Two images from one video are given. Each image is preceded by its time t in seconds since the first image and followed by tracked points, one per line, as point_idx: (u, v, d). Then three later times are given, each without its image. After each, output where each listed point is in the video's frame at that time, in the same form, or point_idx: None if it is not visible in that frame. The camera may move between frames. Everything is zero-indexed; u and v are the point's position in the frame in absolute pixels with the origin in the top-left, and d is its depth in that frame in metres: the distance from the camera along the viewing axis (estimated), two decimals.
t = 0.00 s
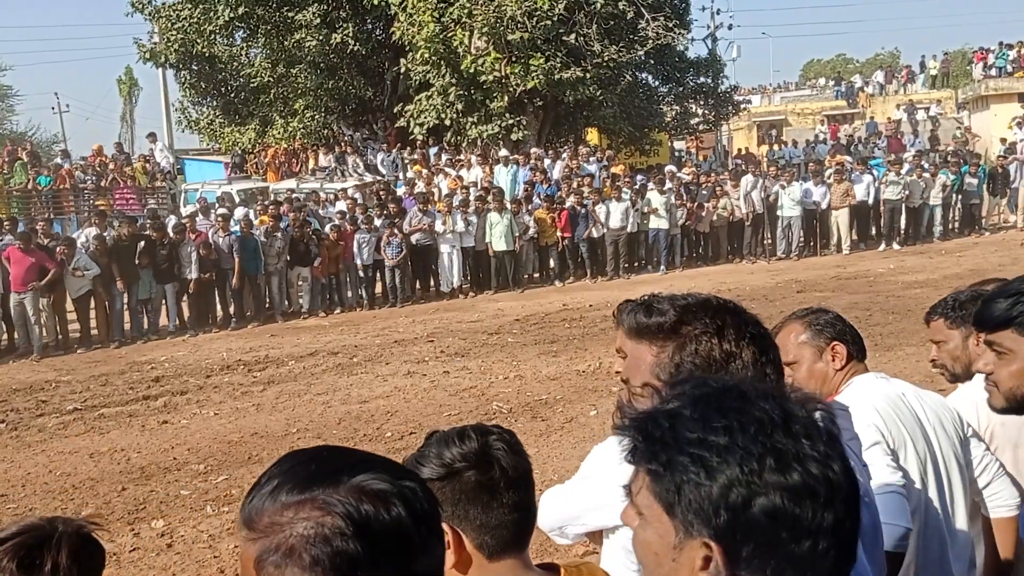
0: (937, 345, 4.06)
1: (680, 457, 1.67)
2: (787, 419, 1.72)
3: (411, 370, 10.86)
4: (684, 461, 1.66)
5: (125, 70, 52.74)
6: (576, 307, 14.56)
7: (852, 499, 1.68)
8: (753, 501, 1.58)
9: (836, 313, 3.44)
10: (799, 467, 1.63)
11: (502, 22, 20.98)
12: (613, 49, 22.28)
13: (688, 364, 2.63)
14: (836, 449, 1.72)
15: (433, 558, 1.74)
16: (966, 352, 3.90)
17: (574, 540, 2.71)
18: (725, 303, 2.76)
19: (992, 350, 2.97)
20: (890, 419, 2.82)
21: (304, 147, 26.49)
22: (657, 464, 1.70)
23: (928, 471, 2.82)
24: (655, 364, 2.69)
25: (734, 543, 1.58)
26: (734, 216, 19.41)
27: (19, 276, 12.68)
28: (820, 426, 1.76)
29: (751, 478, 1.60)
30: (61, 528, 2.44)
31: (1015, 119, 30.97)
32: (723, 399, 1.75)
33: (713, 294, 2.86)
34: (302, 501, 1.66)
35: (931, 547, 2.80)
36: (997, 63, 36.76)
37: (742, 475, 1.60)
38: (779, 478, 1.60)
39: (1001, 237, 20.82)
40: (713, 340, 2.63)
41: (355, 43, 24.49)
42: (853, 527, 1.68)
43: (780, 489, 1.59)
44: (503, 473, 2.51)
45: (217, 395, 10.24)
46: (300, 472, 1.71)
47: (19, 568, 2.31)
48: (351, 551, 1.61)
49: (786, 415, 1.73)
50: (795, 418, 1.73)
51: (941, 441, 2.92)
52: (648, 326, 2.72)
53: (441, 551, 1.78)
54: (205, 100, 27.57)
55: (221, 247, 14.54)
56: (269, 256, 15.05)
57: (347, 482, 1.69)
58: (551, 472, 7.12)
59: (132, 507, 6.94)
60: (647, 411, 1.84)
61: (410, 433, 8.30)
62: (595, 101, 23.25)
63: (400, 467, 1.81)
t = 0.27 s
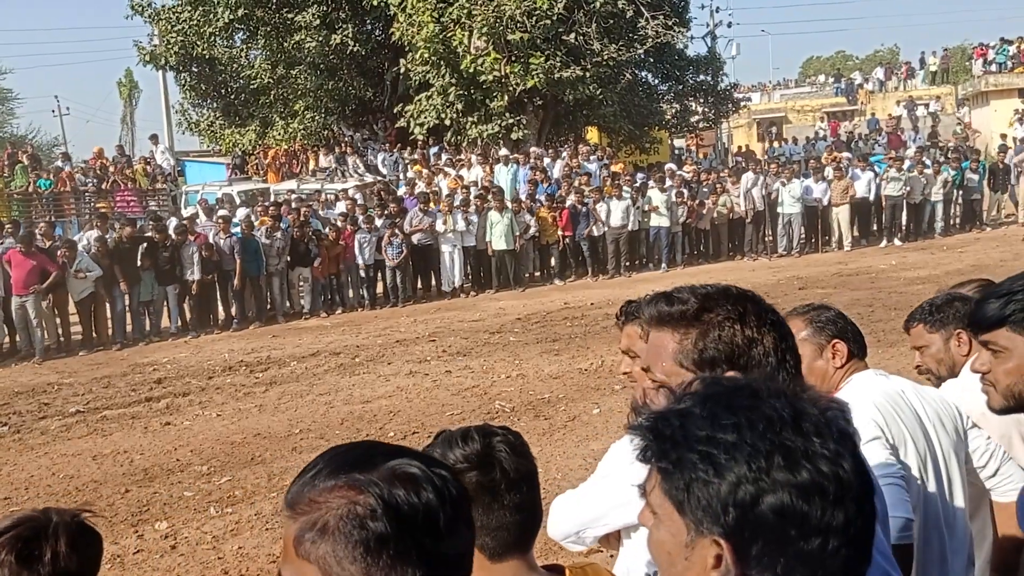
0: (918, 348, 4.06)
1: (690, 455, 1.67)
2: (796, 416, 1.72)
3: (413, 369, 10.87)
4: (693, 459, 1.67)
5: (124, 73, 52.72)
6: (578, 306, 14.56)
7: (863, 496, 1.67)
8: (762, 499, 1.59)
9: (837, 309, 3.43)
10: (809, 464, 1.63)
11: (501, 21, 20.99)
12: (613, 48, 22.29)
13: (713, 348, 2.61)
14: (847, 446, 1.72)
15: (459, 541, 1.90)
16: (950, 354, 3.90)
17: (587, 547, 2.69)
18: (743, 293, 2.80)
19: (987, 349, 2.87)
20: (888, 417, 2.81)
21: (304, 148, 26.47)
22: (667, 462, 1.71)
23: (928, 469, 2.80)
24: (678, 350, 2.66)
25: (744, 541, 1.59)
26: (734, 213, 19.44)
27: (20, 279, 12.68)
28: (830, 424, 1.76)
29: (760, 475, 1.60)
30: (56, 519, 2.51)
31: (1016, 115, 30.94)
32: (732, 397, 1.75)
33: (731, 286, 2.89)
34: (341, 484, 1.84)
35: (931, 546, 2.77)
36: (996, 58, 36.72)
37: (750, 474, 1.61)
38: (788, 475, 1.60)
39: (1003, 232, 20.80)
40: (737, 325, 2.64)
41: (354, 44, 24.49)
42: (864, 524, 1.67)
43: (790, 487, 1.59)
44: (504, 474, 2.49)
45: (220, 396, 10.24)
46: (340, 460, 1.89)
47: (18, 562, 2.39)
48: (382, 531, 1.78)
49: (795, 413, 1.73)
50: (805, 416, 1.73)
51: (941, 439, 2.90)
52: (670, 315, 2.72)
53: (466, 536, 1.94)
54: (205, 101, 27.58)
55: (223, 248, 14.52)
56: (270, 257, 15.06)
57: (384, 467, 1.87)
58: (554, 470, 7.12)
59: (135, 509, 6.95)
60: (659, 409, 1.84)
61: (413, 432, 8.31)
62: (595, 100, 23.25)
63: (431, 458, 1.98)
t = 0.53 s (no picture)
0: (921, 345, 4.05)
1: (711, 454, 1.66)
2: (822, 414, 1.69)
3: (418, 370, 10.86)
4: (715, 458, 1.65)
5: (126, 78, 52.83)
6: (583, 306, 14.54)
7: (891, 496, 1.64)
8: (786, 499, 1.56)
9: (847, 304, 3.41)
10: (835, 463, 1.61)
11: (502, 22, 21.00)
12: (615, 47, 22.28)
13: (727, 330, 2.61)
14: (875, 445, 1.69)
15: (477, 527, 1.99)
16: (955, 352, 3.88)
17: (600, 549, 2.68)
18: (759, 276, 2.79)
19: (981, 335, 3.08)
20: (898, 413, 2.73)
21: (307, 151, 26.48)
22: (687, 461, 1.69)
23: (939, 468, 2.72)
24: (695, 332, 2.66)
25: (767, 542, 1.57)
26: (737, 212, 19.44)
27: (25, 283, 12.70)
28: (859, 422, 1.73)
29: (784, 475, 1.58)
30: (72, 512, 2.44)
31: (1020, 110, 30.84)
32: (755, 395, 1.74)
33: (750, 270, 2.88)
34: (360, 475, 1.92)
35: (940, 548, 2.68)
36: (1000, 54, 36.62)
37: (774, 473, 1.59)
38: (814, 475, 1.58)
39: (1008, 228, 20.73)
40: (749, 307, 2.63)
41: (356, 45, 24.50)
42: (891, 526, 1.64)
43: (814, 487, 1.57)
44: (518, 471, 2.47)
45: (225, 399, 10.24)
46: (358, 453, 1.98)
47: (32, 559, 2.31)
48: (402, 517, 1.86)
49: (821, 410, 1.70)
50: (832, 414, 1.70)
51: (950, 439, 2.83)
52: (688, 297, 2.72)
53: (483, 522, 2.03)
54: (207, 105, 27.62)
55: (227, 251, 14.51)
56: (274, 259, 15.07)
57: (400, 458, 1.96)
58: (561, 471, 7.10)
59: (142, 513, 6.94)
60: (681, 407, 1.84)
61: (419, 434, 8.29)
62: (598, 100, 23.22)
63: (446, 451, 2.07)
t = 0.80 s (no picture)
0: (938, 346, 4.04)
1: (749, 449, 1.64)
2: (860, 408, 1.70)
3: (430, 371, 10.87)
4: (753, 453, 1.64)
5: (137, 80, 53.01)
6: (594, 306, 14.51)
7: (929, 490, 1.65)
8: (829, 495, 1.56)
9: (864, 299, 3.39)
10: (877, 458, 1.60)
11: (512, 21, 20.99)
12: (624, 46, 22.24)
13: (739, 321, 2.61)
14: (912, 439, 1.69)
15: (491, 521, 2.01)
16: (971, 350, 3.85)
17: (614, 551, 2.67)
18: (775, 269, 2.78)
19: (975, 321, 3.19)
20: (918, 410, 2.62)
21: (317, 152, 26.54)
22: (723, 457, 1.68)
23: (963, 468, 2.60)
24: (711, 322, 2.67)
25: (808, 540, 1.56)
26: (750, 211, 19.35)
27: (38, 285, 12.76)
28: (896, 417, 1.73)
29: (825, 471, 1.57)
30: (97, 511, 2.44)
31: None
32: (790, 388, 1.74)
33: (768, 262, 2.87)
34: (376, 473, 1.91)
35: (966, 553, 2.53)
36: (1012, 51, 36.36)
37: (814, 468, 1.58)
38: (856, 471, 1.58)
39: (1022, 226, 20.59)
40: (761, 300, 2.62)
41: (365, 46, 24.52)
42: (929, 520, 1.64)
43: (858, 483, 1.56)
44: (525, 464, 2.47)
45: (237, 400, 10.27)
46: (368, 450, 1.97)
47: (54, 558, 2.32)
48: (422, 513, 1.86)
49: (859, 405, 1.70)
50: (869, 410, 1.70)
51: (968, 436, 2.73)
52: (707, 290, 2.74)
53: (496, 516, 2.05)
54: (218, 106, 27.70)
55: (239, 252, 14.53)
56: (286, 260, 15.12)
57: (414, 455, 1.95)
58: (573, 471, 7.09)
59: (156, 513, 6.96)
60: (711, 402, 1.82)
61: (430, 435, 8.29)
62: (608, 99, 23.18)
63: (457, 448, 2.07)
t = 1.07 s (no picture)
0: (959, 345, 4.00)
1: (835, 444, 1.50)
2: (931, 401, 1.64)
3: (442, 370, 10.87)
4: (838, 448, 1.50)
5: (154, 80, 53.31)
6: (606, 305, 14.47)
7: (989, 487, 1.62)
8: (920, 495, 1.48)
9: (887, 293, 3.35)
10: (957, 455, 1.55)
11: (525, 20, 20.97)
12: (638, 45, 22.19)
13: (753, 315, 2.59)
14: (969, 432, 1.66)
15: (496, 530, 2.01)
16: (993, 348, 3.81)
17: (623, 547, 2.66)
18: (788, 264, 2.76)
19: (971, 311, 3.16)
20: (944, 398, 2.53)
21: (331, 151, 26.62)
22: (800, 451, 1.52)
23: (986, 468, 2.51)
24: (728, 318, 2.65)
25: (891, 539, 1.47)
26: (765, 210, 19.25)
27: (54, 284, 12.82)
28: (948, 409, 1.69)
29: (922, 465, 1.50)
30: (110, 504, 2.44)
31: None
32: (858, 376, 1.65)
33: (780, 257, 2.86)
34: (384, 478, 1.88)
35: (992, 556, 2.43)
36: None
37: (906, 460, 1.49)
38: (943, 465, 1.52)
39: None
40: (776, 294, 2.61)
41: (379, 46, 24.58)
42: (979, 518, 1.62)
43: (944, 476, 1.51)
44: (516, 452, 2.51)
45: (251, 398, 10.30)
46: (375, 454, 1.93)
47: (64, 551, 2.33)
48: (432, 519, 1.84)
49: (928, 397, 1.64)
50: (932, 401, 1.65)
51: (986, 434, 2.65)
52: (723, 286, 2.74)
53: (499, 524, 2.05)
54: (232, 106, 27.84)
55: (254, 251, 14.61)
56: (300, 259, 15.18)
57: (422, 460, 1.93)
58: (584, 470, 7.07)
59: (169, 510, 7.00)
60: (760, 387, 1.68)
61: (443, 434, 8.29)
62: (621, 98, 23.12)
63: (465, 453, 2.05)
